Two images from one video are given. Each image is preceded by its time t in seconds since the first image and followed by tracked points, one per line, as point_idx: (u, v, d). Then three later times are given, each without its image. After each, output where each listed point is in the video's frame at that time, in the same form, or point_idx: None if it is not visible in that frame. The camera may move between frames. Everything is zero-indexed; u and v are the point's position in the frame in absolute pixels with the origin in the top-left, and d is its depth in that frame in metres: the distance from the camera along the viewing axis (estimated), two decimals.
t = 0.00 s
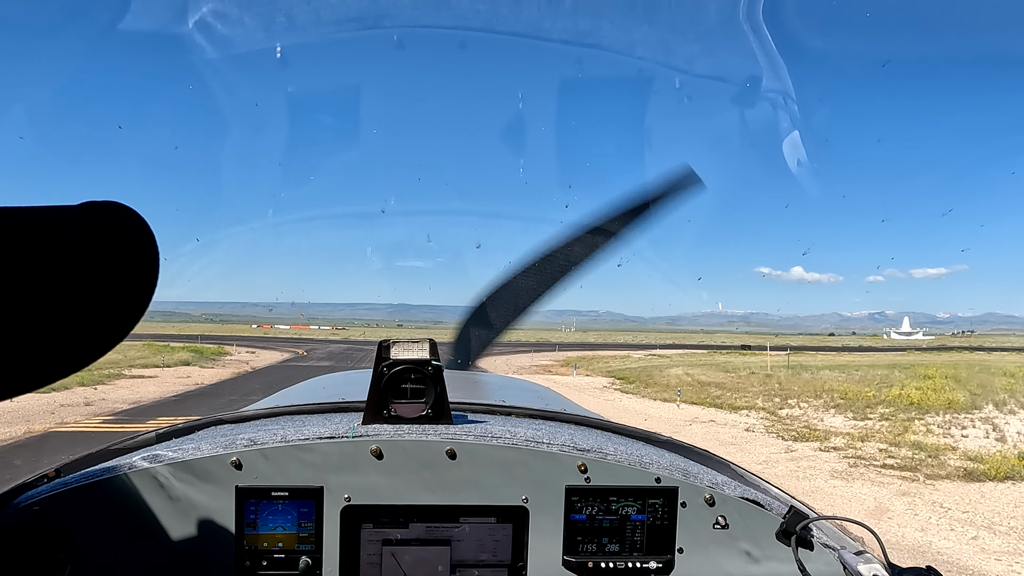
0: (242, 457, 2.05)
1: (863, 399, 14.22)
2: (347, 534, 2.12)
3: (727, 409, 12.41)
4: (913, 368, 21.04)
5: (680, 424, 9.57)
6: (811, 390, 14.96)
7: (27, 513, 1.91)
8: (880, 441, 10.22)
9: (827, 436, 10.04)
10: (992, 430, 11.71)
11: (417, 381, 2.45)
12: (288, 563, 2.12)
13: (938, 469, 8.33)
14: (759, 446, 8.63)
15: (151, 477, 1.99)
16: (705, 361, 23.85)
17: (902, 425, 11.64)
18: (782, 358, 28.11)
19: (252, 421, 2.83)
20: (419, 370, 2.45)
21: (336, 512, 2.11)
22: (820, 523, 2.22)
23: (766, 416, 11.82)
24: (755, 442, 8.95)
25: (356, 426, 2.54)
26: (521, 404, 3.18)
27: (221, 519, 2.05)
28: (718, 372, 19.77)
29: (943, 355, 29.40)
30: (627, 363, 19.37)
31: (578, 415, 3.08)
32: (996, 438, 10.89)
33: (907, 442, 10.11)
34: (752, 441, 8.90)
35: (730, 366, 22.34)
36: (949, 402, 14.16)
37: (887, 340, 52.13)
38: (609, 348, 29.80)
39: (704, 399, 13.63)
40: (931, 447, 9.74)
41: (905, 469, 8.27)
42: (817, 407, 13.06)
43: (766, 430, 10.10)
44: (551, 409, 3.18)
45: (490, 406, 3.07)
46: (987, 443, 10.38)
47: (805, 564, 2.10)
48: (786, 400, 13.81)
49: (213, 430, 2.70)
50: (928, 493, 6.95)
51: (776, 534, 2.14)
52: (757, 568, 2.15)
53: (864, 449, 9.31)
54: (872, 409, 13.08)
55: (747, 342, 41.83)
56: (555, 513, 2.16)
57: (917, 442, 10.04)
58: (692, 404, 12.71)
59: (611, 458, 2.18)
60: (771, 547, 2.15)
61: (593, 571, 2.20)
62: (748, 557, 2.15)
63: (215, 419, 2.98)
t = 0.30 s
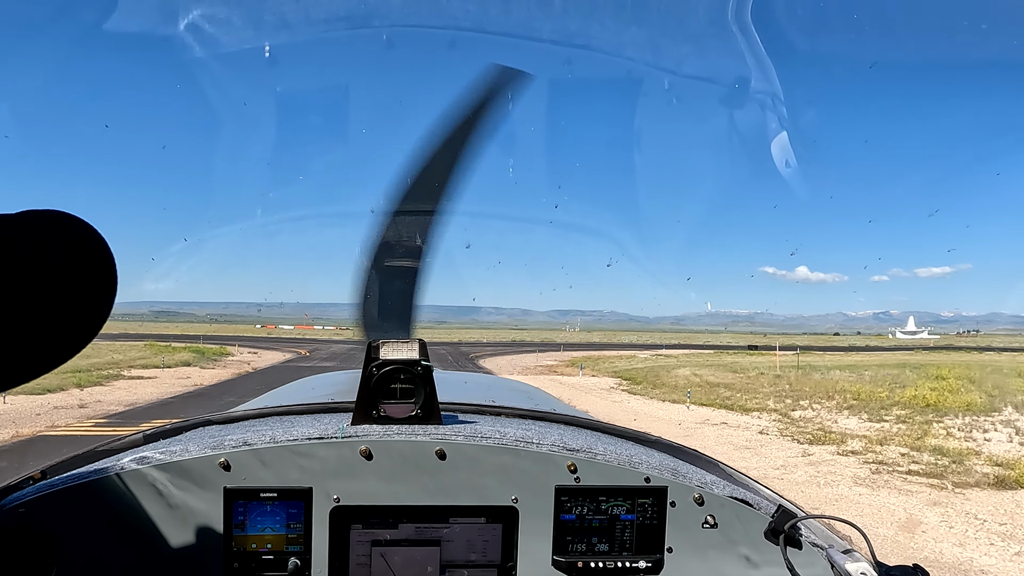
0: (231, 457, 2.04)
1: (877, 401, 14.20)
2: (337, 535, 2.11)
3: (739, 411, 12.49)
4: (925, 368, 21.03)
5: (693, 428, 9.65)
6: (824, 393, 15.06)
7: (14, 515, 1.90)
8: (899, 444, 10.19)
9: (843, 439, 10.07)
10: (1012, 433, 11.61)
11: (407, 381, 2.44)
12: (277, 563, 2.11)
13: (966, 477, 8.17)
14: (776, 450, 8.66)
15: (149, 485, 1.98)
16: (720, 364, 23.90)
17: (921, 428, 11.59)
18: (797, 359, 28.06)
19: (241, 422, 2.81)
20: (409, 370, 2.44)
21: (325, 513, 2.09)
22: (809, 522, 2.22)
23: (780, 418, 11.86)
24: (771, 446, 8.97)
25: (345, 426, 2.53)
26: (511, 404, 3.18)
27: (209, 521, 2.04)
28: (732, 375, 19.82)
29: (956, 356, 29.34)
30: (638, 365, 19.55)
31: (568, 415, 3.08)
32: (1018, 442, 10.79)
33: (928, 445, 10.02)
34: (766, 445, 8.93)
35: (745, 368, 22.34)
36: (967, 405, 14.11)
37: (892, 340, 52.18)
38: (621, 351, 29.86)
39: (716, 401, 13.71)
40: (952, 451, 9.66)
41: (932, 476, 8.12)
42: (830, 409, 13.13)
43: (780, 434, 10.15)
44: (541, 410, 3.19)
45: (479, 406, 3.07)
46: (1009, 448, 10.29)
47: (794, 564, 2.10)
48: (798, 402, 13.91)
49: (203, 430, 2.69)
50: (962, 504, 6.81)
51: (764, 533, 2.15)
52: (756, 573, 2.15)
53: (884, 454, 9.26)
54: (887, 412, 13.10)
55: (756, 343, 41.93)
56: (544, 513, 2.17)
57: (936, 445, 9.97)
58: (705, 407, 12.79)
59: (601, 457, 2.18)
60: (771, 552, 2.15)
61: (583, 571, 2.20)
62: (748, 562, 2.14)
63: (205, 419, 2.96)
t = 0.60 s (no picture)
0: (218, 458, 2.03)
1: (894, 403, 14.04)
2: (325, 535, 2.10)
3: (751, 412, 12.49)
4: (943, 369, 20.70)
5: (706, 430, 9.68)
6: (838, 395, 14.98)
7: None
8: (921, 448, 9.93)
9: (864, 443, 9.92)
10: None
11: (395, 381, 2.44)
12: (264, 564, 2.09)
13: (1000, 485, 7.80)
14: (794, 454, 8.62)
15: (148, 492, 1.98)
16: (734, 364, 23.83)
17: (943, 430, 11.33)
18: (810, 360, 27.86)
19: (229, 421, 2.80)
20: (397, 370, 2.44)
21: (313, 513, 2.09)
22: (796, 520, 2.24)
23: (794, 420, 11.83)
24: (789, 450, 8.92)
25: (333, 426, 2.52)
26: (499, 404, 3.18)
27: (195, 521, 2.03)
28: (746, 376, 19.77)
29: (965, 355, 29.54)
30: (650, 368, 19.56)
31: (557, 415, 3.09)
32: None
33: (952, 450, 9.71)
34: (784, 449, 8.88)
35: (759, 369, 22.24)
36: (987, 406, 13.86)
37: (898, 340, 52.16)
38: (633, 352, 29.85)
39: (728, 403, 13.72)
40: (978, 456, 9.36)
41: (965, 484, 7.73)
42: (846, 411, 13.03)
43: (794, 436, 10.14)
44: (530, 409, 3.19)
45: (468, 406, 3.07)
46: None
47: (781, 562, 2.11)
48: (811, 404, 13.84)
49: (190, 431, 2.67)
50: (1001, 515, 6.45)
51: (752, 531, 2.16)
52: None
53: (909, 459, 9.00)
54: (905, 414, 12.94)
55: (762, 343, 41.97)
56: (533, 513, 2.17)
57: (960, 449, 9.70)
58: (717, 408, 12.82)
59: (589, 457, 2.18)
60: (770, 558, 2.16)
61: (572, 571, 2.20)
62: (747, 567, 2.16)
63: (192, 418, 2.95)
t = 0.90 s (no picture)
0: (206, 459, 2.01)
1: (912, 406, 13.82)
2: (315, 537, 2.09)
3: (765, 416, 12.44)
4: (965, 370, 20.29)
5: (719, 434, 9.68)
6: (854, 398, 14.84)
7: None
8: (949, 453, 9.49)
9: (887, 448, 9.65)
10: None
11: (385, 382, 2.43)
12: (254, 565, 2.08)
13: None
14: (817, 460, 8.51)
15: (149, 499, 1.99)
16: (748, 366, 23.69)
17: (969, 434, 10.95)
18: (823, 361, 27.59)
19: (217, 422, 2.79)
20: (388, 371, 2.43)
21: (303, 515, 2.08)
22: (785, 520, 2.24)
23: (808, 423, 11.74)
24: (809, 455, 8.80)
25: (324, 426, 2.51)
26: (489, 404, 3.19)
27: (184, 522, 2.02)
28: (759, 378, 19.67)
29: (977, 355, 29.33)
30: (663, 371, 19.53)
31: (547, 416, 3.09)
32: None
33: (980, 455, 9.29)
34: (804, 454, 8.78)
35: (773, 371, 22.07)
36: (1010, 408, 13.53)
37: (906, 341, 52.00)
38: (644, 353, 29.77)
39: (741, 405, 13.68)
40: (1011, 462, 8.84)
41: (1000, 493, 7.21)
42: (861, 414, 12.89)
43: (810, 439, 10.08)
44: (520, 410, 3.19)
45: (458, 407, 3.07)
46: None
47: (772, 564, 2.11)
48: (825, 407, 13.72)
49: (178, 432, 2.66)
50: None
51: (742, 531, 2.16)
52: None
53: (936, 466, 8.65)
54: (924, 415, 12.71)
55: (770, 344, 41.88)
56: (524, 513, 2.17)
57: (989, 455, 9.26)
58: (730, 411, 12.79)
59: (580, 458, 2.19)
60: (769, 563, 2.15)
61: (562, 571, 2.20)
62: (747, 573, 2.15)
63: (180, 420, 2.93)
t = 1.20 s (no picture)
0: (204, 459, 2.01)
1: (932, 407, 13.60)
2: (312, 536, 2.09)
3: (779, 418, 12.38)
4: (988, 371, 19.92)
5: (735, 438, 9.67)
6: (872, 400, 14.67)
7: None
8: (980, 459, 9.19)
9: (916, 454, 9.34)
10: None
11: (382, 381, 2.43)
12: (251, 565, 2.08)
13: None
14: (842, 467, 8.32)
15: (146, 499, 1.98)
16: (763, 367, 23.52)
17: (996, 437, 10.67)
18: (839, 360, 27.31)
19: (215, 422, 2.78)
20: (385, 370, 2.43)
21: (300, 514, 2.08)
22: (782, 519, 2.25)
23: (826, 426, 11.64)
24: (833, 463, 8.62)
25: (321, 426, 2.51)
26: (486, 404, 3.18)
27: (182, 522, 2.01)
28: (774, 379, 19.54)
29: (994, 355, 28.90)
30: (675, 373, 19.47)
31: (545, 415, 3.09)
32: None
33: (1009, 461, 9.02)
34: (827, 461, 8.64)
35: (789, 372, 21.85)
36: None
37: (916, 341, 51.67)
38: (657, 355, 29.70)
39: (756, 408, 13.62)
40: None
41: None
42: (880, 417, 12.71)
43: (830, 443, 9.99)
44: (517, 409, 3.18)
45: (456, 406, 3.07)
46: None
47: (768, 562, 2.12)
48: (841, 409, 13.59)
49: (175, 431, 2.65)
50: None
51: (739, 530, 2.17)
52: None
53: (967, 472, 8.40)
54: (945, 418, 12.49)
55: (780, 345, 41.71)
56: (521, 512, 2.17)
57: (1022, 462, 8.87)
58: (744, 413, 12.75)
59: (577, 457, 2.19)
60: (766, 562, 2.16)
61: (559, 570, 2.20)
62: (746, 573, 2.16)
63: (178, 420, 2.93)
